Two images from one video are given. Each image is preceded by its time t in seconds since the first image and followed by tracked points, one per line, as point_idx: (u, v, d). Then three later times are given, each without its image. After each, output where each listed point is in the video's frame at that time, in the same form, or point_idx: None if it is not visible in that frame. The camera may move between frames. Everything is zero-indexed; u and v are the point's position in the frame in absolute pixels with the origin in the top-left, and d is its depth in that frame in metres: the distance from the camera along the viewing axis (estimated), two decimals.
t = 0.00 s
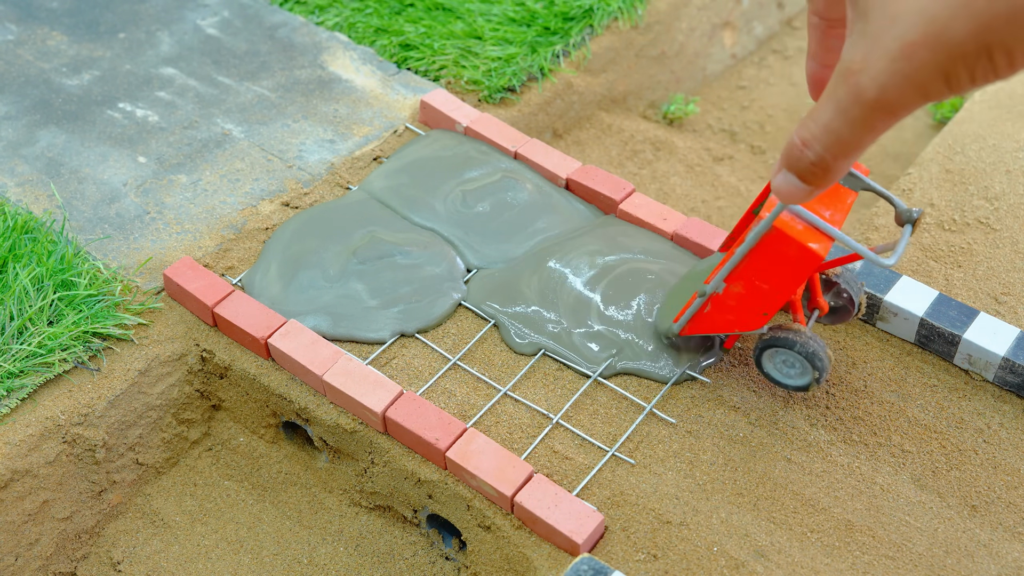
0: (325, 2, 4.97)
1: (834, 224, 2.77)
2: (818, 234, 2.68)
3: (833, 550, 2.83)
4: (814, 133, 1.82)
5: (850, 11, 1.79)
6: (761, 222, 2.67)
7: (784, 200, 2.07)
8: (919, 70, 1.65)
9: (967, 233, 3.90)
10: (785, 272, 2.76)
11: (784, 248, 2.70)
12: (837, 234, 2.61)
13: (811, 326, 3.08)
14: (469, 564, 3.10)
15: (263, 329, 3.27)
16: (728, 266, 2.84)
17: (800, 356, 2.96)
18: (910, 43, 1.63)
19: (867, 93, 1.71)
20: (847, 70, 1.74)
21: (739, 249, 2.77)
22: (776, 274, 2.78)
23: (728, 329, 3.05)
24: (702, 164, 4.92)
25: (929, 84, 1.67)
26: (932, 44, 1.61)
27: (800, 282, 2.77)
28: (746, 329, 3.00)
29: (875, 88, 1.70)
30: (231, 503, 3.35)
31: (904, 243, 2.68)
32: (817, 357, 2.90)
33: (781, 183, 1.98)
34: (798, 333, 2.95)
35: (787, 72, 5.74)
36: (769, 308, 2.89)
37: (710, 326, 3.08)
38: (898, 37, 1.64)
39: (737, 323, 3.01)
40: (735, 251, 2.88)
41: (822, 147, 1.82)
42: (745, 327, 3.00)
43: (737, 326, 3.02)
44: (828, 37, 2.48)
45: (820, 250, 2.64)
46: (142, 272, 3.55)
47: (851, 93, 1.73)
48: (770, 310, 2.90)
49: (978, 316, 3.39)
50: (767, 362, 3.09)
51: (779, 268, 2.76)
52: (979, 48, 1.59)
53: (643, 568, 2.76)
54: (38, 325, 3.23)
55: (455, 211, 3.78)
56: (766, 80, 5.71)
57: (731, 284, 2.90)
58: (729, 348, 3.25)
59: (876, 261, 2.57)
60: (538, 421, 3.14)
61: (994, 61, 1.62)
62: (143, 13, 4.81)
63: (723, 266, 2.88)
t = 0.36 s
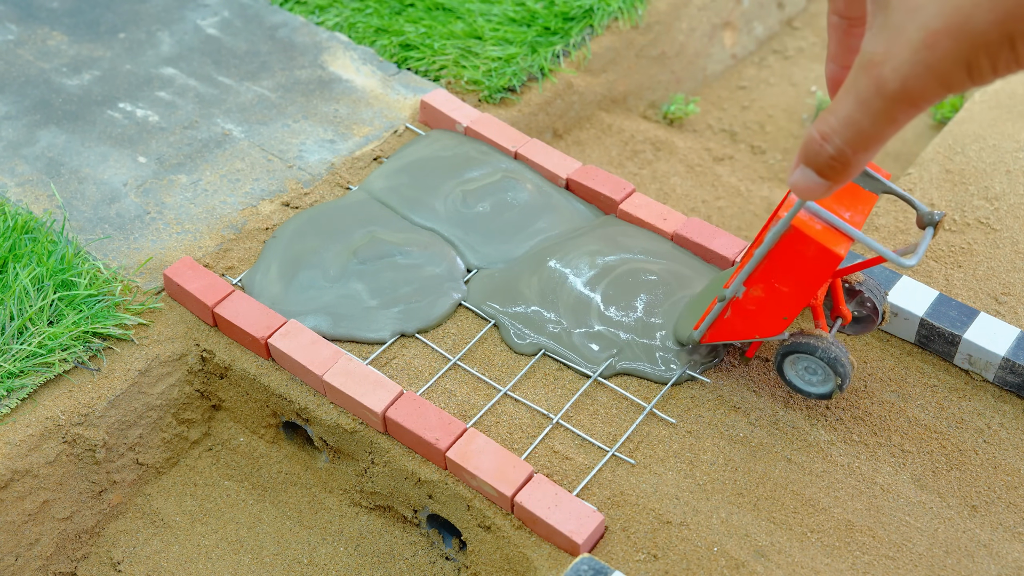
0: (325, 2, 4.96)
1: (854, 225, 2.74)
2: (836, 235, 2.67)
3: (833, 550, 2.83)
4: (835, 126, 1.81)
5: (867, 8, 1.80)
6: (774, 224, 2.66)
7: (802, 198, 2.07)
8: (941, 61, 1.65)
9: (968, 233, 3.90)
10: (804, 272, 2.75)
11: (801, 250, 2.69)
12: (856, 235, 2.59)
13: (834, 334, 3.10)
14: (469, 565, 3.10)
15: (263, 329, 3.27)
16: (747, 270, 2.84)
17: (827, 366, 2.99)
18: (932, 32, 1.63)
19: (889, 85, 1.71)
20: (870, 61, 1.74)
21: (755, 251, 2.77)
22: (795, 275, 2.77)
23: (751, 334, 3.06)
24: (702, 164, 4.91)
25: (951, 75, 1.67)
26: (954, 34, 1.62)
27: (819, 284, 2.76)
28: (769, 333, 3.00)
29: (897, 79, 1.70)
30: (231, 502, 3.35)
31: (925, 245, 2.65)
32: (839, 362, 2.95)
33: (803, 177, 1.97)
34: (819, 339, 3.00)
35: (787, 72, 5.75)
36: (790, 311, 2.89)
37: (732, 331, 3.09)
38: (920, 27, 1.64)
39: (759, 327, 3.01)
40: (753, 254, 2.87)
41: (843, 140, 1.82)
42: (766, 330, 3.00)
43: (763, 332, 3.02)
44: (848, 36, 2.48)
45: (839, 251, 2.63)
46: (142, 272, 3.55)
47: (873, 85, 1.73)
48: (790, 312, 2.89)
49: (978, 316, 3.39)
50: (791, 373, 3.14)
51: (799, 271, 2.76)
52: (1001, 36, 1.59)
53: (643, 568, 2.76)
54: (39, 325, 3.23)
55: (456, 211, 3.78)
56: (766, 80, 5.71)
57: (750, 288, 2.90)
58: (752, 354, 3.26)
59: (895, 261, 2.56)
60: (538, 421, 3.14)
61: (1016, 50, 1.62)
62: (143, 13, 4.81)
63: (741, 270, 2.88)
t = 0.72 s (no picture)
0: (325, 2, 4.96)
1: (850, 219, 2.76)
2: (832, 227, 2.69)
3: (833, 550, 2.83)
4: (842, 116, 1.87)
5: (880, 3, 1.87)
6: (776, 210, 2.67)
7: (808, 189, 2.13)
8: (952, 52, 1.70)
9: (968, 233, 3.91)
10: (798, 261, 2.76)
11: (796, 238, 2.70)
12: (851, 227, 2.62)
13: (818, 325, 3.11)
14: (469, 565, 3.10)
15: (263, 329, 3.27)
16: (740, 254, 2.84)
17: (809, 355, 2.99)
18: (944, 22, 1.68)
19: (899, 76, 1.76)
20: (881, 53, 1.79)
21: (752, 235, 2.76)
22: (788, 263, 2.78)
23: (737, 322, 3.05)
24: (702, 164, 4.91)
25: (960, 67, 1.72)
26: (965, 25, 1.66)
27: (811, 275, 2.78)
28: (754, 321, 2.99)
29: (907, 70, 1.75)
30: (231, 503, 3.35)
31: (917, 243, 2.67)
32: (823, 355, 2.95)
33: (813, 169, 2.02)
34: (805, 330, 2.99)
35: (787, 72, 5.74)
36: (779, 301, 2.89)
37: (717, 316, 3.07)
38: (931, 19, 1.70)
39: (745, 315, 2.99)
40: (746, 242, 2.87)
41: (851, 131, 1.87)
42: (753, 319, 2.99)
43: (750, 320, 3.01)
44: (855, 29, 2.51)
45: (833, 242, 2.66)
46: (142, 272, 3.55)
47: (883, 76, 1.78)
48: (779, 302, 2.89)
49: (978, 316, 3.39)
50: (773, 360, 3.14)
51: (792, 259, 2.76)
52: (1012, 28, 1.64)
53: (643, 568, 2.76)
54: (38, 325, 3.23)
55: (456, 211, 3.78)
56: (766, 80, 5.71)
57: (741, 274, 2.90)
58: (735, 341, 3.26)
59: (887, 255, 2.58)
60: (538, 421, 3.14)
61: None
62: (143, 13, 4.81)
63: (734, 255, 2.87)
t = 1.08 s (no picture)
0: (325, 2, 4.96)
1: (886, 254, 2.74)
2: (868, 261, 2.72)
3: (833, 550, 2.83)
4: (909, 156, 1.68)
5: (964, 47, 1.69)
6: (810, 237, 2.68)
7: (849, 220, 1.94)
8: None
9: (967, 234, 3.91)
10: (828, 290, 2.80)
11: (831, 269, 2.74)
12: (886, 262, 2.64)
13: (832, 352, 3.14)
14: (469, 565, 3.10)
15: (263, 329, 3.27)
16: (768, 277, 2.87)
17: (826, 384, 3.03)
18: None
19: (977, 130, 1.58)
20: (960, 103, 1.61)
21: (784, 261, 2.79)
22: (818, 292, 2.82)
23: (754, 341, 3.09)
24: (702, 164, 4.91)
25: None
26: None
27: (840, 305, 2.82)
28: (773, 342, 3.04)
29: (987, 127, 1.57)
30: (231, 503, 3.35)
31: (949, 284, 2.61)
32: (838, 384, 3.00)
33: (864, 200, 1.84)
34: (822, 357, 3.03)
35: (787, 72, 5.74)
36: (803, 327, 2.93)
37: (736, 334, 3.11)
38: None
39: (764, 336, 3.04)
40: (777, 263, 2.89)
41: (914, 172, 1.68)
42: (773, 340, 3.02)
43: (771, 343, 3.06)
44: (922, 71, 2.32)
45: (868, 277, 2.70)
46: (142, 272, 3.55)
47: (960, 126, 1.60)
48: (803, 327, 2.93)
49: (978, 316, 3.39)
50: (786, 386, 3.17)
51: (823, 288, 2.80)
52: None
53: (643, 568, 2.76)
54: (39, 325, 3.23)
55: (456, 211, 3.78)
56: (767, 80, 5.71)
57: (767, 295, 2.93)
58: (747, 359, 3.28)
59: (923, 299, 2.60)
60: (538, 421, 3.14)
61: None
62: (143, 13, 4.81)
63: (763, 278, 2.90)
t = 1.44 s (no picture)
0: (325, 2, 4.96)
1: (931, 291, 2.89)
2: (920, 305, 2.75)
3: (833, 550, 2.83)
4: None
5: None
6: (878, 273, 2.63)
7: (941, 293, 2.36)
8: None
9: (968, 234, 3.91)
10: (872, 321, 2.80)
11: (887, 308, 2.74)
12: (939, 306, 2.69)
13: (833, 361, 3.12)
14: (469, 565, 3.10)
15: (263, 329, 3.27)
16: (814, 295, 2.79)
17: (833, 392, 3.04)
18: None
19: None
20: None
21: (839, 284, 2.72)
22: (860, 318, 2.81)
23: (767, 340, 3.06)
24: (702, 164, 4.91)
25: None
26: None
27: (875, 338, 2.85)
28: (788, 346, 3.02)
29: None
30: (231, 503, 3.35)
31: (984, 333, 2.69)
32: (841, 390, 3.00)
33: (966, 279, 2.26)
34: (827, 363, 3.03)
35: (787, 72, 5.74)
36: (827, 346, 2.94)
37: (752, 328, 3.05)
38: None
39: (783, 339, 3.01)
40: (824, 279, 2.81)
41: None
42: (790, 342, 3.00)
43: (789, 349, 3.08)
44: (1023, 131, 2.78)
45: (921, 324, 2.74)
46: (142, 272, 3.55)
47: None
48: (829, 344, 2.93)
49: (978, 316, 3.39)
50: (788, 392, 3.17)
51: (867, 317, 2.80)
52: None
53: (643, 568, 2.76)
54: (39, 325, 3.23)
55: (456, 211, 3.78)
56: (767, 80, 5.71)
57: (804, 308, 2.87)
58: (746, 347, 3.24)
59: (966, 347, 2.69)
60: (538, 421, 3.14)
61: None
62: (144, 13, 4.81)
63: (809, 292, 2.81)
